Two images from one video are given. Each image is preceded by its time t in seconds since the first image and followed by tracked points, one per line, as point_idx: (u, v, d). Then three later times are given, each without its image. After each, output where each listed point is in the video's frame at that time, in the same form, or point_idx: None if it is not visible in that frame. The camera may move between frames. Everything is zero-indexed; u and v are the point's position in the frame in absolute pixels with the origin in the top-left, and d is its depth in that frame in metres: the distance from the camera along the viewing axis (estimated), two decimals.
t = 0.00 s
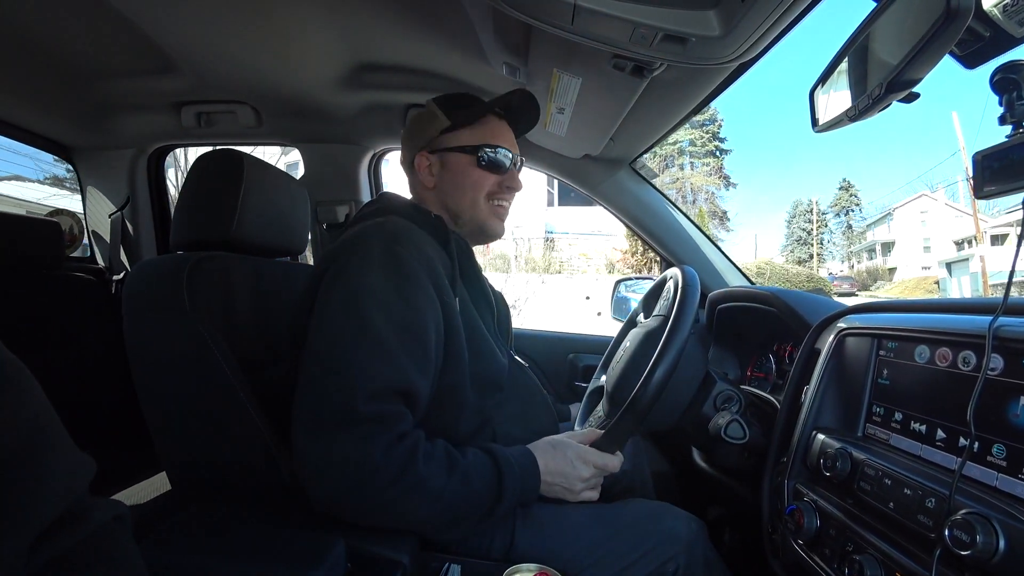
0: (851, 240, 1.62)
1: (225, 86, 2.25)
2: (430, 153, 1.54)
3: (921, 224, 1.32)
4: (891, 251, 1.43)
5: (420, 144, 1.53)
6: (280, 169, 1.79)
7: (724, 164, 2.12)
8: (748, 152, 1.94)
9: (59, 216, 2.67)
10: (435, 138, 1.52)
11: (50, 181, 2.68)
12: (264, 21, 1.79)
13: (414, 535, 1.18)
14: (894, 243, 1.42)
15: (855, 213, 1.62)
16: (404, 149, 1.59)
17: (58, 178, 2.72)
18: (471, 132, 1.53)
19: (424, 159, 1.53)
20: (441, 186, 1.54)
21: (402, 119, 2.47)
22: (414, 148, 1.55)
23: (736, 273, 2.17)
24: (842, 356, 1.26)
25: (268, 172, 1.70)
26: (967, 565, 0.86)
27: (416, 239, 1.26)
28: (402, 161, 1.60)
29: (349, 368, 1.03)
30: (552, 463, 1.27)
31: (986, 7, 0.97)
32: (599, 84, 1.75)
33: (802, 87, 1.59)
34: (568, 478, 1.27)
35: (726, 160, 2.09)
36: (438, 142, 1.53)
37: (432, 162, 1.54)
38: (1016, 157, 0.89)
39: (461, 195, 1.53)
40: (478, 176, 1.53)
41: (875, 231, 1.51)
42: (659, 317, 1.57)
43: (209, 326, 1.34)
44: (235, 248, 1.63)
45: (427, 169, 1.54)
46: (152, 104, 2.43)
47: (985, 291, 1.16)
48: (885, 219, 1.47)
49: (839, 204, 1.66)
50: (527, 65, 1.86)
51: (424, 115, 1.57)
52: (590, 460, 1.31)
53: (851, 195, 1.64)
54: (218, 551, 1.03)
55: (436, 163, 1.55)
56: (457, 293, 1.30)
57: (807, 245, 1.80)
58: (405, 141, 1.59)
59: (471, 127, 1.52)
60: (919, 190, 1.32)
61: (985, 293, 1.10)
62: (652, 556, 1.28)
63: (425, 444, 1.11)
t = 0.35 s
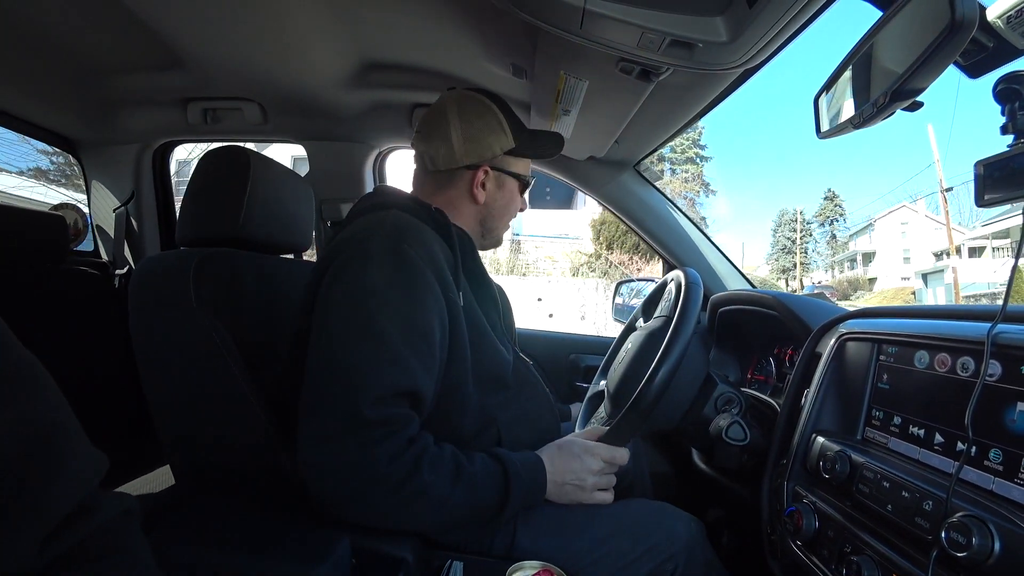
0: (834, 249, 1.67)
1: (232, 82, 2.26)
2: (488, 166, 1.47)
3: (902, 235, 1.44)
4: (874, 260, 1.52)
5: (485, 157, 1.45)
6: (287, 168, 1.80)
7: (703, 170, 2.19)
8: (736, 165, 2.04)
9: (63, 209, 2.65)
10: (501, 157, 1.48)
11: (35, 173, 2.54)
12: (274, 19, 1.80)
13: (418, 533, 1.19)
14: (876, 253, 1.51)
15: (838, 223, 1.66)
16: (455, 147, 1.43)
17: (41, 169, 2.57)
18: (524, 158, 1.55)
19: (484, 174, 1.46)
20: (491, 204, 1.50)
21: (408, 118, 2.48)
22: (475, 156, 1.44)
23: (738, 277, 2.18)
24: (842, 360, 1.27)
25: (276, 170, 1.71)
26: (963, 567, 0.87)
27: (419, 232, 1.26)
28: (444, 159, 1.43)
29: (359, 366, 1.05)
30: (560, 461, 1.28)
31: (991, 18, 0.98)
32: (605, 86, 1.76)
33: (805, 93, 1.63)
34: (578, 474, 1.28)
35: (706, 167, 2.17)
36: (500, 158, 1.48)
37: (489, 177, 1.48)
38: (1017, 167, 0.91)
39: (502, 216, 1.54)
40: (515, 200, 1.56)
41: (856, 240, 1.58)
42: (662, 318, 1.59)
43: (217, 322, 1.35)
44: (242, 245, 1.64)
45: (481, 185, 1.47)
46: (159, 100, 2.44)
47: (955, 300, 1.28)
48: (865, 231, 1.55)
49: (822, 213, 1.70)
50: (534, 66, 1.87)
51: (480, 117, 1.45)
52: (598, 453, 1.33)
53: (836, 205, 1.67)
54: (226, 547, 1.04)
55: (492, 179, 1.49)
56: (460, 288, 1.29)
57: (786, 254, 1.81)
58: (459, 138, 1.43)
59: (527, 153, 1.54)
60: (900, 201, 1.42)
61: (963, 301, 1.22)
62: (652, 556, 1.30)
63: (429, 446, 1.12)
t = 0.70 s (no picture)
0: (815, 262, 1.70)
1: (233, 82, 2.27)
2: (477, 168, 1.48)
3: (879, 250, 1.44)
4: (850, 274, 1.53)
5: (474, 159, 1.46)
6: (285, 168, 1.81)
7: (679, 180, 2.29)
8: (733, 177, 2.09)
9: (60, 205, 2.63)
10: (486, 158, 1.50)
11: (14, 166, 2.44)
12: (277, 20, 1.81)
13: (409, 535, 1.19)
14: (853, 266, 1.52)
15: (820, 235, 1.73)
16: (445, 150, 1.43)
17: (21, 162, 2.47)
18: (504, 157, 1.57)
19: (473, 176, 1.48)
20: (478, 205, 1.52)
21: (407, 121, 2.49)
22: (465, 158, 1.45)
23: (732, 285, 2.19)
24: (835, 367, 1.28)
25: (274, 170, 1.72)
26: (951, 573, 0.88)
27: (398, 230, 1.26)
28: (436, 162, 1.43)
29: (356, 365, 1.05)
30: (562, 472, 1.27)
31: (983, 32, 1.01)
32: (603, 93, 1.78)
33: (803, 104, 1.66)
34: (578, 486, 1.27)
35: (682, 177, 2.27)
36: (486, 159, 1.50)
37: (478, 178, 1.49)
38: (1008, 178, 0.93)
39: (487, 216, 1.57)
40: (498, 198, 1.58)
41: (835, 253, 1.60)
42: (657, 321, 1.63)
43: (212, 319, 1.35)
44: (238, 243, 1.64)
45: (471, 187, 1.48)
46: (159, 97, 2.44)
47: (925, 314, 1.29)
48: (845, 244, 1.57)
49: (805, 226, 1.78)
50: (533, 72, 1.88)
51: (467, 118, 1.46)
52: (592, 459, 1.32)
53: (817, 218, 1.75)
54: (217, 545, 1.04)
55: (481, 181, 1.50)
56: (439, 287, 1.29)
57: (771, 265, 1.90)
58: (449, 141, 1.43)
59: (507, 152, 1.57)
60: (878, 217, 1.43)
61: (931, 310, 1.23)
62: (643, 561, 1.30)
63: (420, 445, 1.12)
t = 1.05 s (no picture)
0: (797, 268, 1.79)
1: (225, 84, 2.26)
2: (473, 177, 1.49)
3: (858, 256, 1.53)
4: (829, 280, 1.65)
5: (471, 168, 1.47)
6: (279, 171, 1.81)
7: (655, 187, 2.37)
8: (723, 181, 2.14)
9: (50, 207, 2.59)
10: (483, 166, 1.50)
11: None
12: (271, 23, 1.81)
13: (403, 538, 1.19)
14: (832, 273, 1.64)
15: (801, 242, 1.83)
16: (441, 159, 1.44)
17: None
18: (502, 164, 1.57)
19: (470, 185, 1.48)
20: (475, 212, 1.53)
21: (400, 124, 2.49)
22: (461, 167, 1.46)
23: (723, 288, 2.21)
24: (825, 369, 1.30)
25: (268, 172, 1.72)
26: (938, 572, 0.89)
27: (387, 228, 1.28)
28: (432, 171, 1.44)
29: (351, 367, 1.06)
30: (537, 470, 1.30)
31: (968, 40, 1.03)
32: (595, 97, 1.80)
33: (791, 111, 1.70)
34: (558, 484, 1.30)
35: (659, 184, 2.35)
36: (483, 167, 1.50)
37: (475, 187, 1.50)
38: (993, 183, 0.95)
39: (484, 222, 1.57)
40: (496, 205, 1.59)
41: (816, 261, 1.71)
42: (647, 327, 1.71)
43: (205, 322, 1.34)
44: (231, 246, 1.63)
45: (467, 196, 1.50)
46: (151, 99, 2.44)
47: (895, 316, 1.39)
48: (824, 251, 1.68)
49: (788, 234, 1.87)
50: (527, 77, 1.90)
51: (464, 127, 1.46)
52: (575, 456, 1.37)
53: (799, 226, 1.84)
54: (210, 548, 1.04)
55: (478, 189, 1.51)
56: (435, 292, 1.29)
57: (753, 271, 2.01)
58: (445, 150, 1.44)
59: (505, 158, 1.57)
60: (856, 223, 1.52)
61: (903, 312, 1.33)
62: (636, 563, 1.31)
63: (412, 448, 1.13)
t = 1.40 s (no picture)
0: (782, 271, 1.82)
1: (215, 85, 2.25)
2: (469, 180, 1.48)
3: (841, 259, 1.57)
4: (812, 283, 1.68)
5: (467, 171, 1.46)
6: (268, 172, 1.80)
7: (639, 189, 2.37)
8: (714, 184, 2.18)
9: (35, 210, 2.56)
10: (479, 169, 1.49)
11: None
12: (260, 23, 1.80)
13: (392, 540, 1.18)
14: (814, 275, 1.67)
15: (787, 245, 1.86)
16: (436, 163, 1.43)
17: None
18: (500, 166, 1.56)
19: (466, 188, 1.48)
20: (472, 216, 1.52)
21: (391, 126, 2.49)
22: (457, 170, 1.45)
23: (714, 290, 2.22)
24: (815, 369, 1.30)
25: (256, 173, 1.71)
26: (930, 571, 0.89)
27: (376, 229, 1.27)
28: (427, 174, 1.43)
29: (340, 367, 1.05)
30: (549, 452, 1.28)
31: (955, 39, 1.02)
32: (585, 98, 1.80)
33: (780, 113, 1.70)
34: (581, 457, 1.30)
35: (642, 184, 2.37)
36: (479, 169, 1.50)
37: (471, 190, 1.49)
38: (981, 182, 0.96)
39: (481, 226, 1.57)
40: (494, 208, 1.59)
41: (798, 264, 1.74)
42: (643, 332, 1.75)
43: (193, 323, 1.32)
44: (218, 246, 1.62)
45: (463, 199, 1.49)
46: (140, 100, 2.42)
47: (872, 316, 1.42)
48: (808, 253, 1.71)
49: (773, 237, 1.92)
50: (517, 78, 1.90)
51: (460, 130, 1.44)
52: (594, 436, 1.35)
53: (784, 228, 1.89)
54: (198, 553, 1.02)
55: (474, 192, 1.50)
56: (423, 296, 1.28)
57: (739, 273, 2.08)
58: (440, 153, 1.43)
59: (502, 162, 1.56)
60: (838, 227, 1.55)
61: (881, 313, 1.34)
62: (629, 564, 1.30)
63: (402, 450, 1.12)
